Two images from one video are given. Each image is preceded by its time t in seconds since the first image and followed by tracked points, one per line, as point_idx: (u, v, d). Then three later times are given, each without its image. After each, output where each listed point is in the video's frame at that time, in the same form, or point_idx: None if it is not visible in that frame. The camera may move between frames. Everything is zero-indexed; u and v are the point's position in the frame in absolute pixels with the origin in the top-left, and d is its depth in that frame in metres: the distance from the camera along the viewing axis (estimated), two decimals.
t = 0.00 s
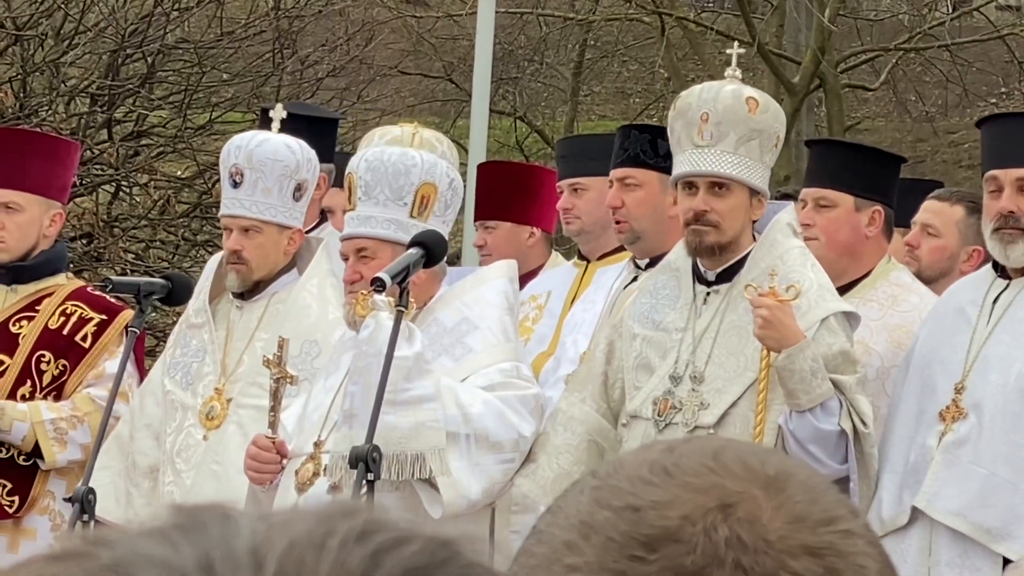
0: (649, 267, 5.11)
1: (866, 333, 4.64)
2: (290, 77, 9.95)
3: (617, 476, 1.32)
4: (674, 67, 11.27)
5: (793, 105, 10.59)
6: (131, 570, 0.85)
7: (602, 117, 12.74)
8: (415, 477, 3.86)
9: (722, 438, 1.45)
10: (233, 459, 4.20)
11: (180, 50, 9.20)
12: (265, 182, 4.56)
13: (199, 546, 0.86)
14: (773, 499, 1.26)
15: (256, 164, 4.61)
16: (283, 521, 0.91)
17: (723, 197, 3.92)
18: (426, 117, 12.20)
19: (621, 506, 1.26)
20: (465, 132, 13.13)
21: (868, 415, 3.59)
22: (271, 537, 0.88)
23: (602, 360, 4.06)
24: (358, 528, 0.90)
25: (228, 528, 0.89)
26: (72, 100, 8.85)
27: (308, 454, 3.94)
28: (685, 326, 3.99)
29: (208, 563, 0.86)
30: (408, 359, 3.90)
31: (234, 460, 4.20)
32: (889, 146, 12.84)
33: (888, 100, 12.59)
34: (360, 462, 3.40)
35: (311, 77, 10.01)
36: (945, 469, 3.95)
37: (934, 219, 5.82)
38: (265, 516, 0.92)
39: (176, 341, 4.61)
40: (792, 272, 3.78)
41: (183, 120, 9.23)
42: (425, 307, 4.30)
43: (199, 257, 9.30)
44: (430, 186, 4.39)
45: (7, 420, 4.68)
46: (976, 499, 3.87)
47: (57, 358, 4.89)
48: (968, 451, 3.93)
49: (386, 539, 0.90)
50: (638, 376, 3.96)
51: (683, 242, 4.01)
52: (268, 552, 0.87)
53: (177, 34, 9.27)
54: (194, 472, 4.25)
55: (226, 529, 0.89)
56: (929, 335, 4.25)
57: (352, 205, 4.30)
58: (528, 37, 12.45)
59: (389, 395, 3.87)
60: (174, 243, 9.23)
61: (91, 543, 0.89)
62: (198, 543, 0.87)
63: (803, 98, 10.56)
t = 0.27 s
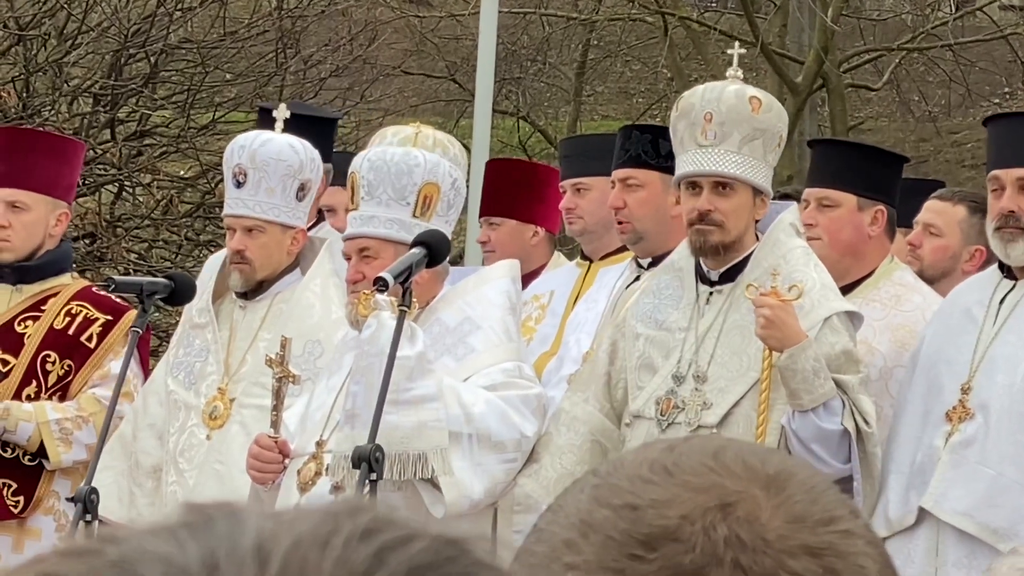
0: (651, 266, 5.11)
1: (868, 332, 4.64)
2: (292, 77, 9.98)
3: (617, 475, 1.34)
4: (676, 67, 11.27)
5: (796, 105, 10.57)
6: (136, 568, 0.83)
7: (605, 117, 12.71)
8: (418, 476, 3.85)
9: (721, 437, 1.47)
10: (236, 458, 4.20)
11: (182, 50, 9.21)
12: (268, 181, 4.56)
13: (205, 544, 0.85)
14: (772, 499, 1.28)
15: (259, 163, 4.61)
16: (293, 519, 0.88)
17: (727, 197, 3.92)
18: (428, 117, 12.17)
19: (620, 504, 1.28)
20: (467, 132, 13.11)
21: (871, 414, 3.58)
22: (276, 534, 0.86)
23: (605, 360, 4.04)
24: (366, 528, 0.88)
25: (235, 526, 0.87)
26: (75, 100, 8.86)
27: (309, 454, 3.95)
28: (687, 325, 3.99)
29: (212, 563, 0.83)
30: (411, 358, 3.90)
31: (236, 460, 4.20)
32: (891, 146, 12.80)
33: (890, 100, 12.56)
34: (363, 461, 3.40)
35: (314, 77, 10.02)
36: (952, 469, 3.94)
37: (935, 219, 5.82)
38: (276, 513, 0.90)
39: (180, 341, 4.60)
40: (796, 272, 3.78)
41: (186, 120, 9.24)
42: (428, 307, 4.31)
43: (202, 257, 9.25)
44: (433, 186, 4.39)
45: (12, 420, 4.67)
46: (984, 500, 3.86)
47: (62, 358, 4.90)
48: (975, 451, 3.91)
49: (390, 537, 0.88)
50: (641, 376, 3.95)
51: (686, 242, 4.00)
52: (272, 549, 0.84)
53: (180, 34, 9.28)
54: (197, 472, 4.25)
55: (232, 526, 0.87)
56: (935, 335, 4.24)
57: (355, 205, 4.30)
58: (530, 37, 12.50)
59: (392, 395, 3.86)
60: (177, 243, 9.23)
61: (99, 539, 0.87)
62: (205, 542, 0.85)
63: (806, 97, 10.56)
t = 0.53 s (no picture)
0: (653, 266, 5.12)
1: (868, 332, 4.66)
2: (296, 78, 9.93)
3: (617, 474, 1.34)
4: (678, 68, 11.30)
5: (797, 106, 10.60)
6: (120, 565, 0.81)
7: (607, 118, 12.73)
8: (420, 476, 3.85)
9: (721, 437, 1.47)
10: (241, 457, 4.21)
11: (186, 51, 9.23)
12: (272, 181, 4.56)
13: (188, 541, 0.83)
14: (772, 498, 1.29)
15: (263, 164, 4.62)
16: (275, 515, 0.87)
17: (727, 198, 3.93)
18: (430, 118, 12.18)
19: (619, 504, 1.28)
20: (469, 133, 13.14)
21: (870, 413, 3.59)
22: (260, 528, 0.85)
23: (607, 360, 4.05)
24: (348, 522, 0.86)
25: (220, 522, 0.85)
26: (79, 101, 8.88)
27: (311, 454, 3.95)
28: (688, 325, 4.00)
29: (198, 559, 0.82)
30: (413, 359, 3.87)
31: (240, 459, 4.20)
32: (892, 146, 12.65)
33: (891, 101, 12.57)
34: (365, 461, 3.41)
35: (317, 77, 10.05)
36: (958, 469, 3.94)
37: (936, 219, 5.82)
38: (260, 510, 0.88)
39: (184, 340, 4.59)
40: (795, 271, 3.79)
41: (189, 121, 9.26)
42: (431, 307, 4.32)
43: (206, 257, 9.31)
44: (435, 186, 4.41)
45: (17, 419, 4.68)
46: (990, 500, 3.86)
47: (68, 358, 4.90)
48: (981, 451, 3.91)
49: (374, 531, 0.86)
50: (642, 376, 3.97)
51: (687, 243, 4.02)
52: (255, 546, 0.83)
53: (184, 36, 9.31)
54: (200, 471, 4.25)
55: (216, 522, 0.85)
56: (940, 335, 4.23)
57: (358, 205, 4.31)
58: (533, 38, 12.59)
59: (395, 395, 3.85)
60: (180, 243, 9.25)
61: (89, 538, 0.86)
62: (188, 538, 0.84)
63: (807, 99, 10.59)
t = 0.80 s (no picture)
0: (653, 265, 5.16)
1: (864, 330, 4.71)
2: (300, 79, 10.02)
3: (615, 469, 1.35)
4: (676, 70, 11.35)
5: (794, 107, 10.65)
6: (122, 562, 0.83)
7: (607, 119, 12.78)
8: (424, 471, 3.95)
9: (716, 432, 1.49)
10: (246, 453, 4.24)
11: (192, 53, 9.28)
12: (278, 182, 4.60)
13: (185, 537, 0.85)
14: (768, 492, 1.30)
15: (269, 165, 4.65)
16: (268, 511, 0.89)
17: (722, 199, 3.98)
18: (432, 119, 12.24)
19: (619, 498, 1.29)
20: (471, 134, 13.19)
21: (864, 411, 3.64)
22: (254, 522, 0.87)
23: (606, 358, 4.11)
24: (338, 516, 0.89)
25: (214, 517, 0.88)
26: (86, 102, 8.93)
27: (315, 450, 4.00)
28: (686, 324, 4.05)
29: (195, 550, 0.84)
30: (417, 357, 4.01)
31: (245, 455, 4.23)
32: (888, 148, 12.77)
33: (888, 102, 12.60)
34: (367, 458, 3.47)
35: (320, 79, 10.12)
36: (958, 466, 3.98)
37: (932, 219, 5.88)
38: (249, 506, 0.90)
39: (190, 338, 4.61)
40: (791, 271, 3.84)
41: (195, 122, 9.31)
42: (433, 305, 4.36)
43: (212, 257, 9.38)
44: (437, 187, 4.46)
45: (26, 415, 4.73)
46: (989, 496, 3.89)
47: (76, 355, 4.95)
48: (980, 448, 3.95)
49: (365, 524, 0.89)
50: (641, 373, 4.02)
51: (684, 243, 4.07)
52: (251, 540, 0.86)
53: (190, 38, 9.38)
54: (207, 467, 4.28)
55: (211, 521, 0.87)
56: (938, 333, 4.27)
57: (361, 205, 4.36)
58: (534, 41, 12.72)
59: (398, 392, 3.96)
60: (186, 243, 9.33)
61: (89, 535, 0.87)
62: (185, 534, 0.86)
63: (804, 100, 10.64)
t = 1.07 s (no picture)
0: (652, 264, 5.24)
1: (858, 327, 4.79)
2: (308, 83, 10.12)
3: (613, 461, 1.39)
4: (675, 74, 11.43)
5: (789, 111, 10.77)
6: (131, 553, 0.76)
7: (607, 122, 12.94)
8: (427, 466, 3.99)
9: (712, 426, 1.53)
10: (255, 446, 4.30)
11: (203, 58, 9.37)
12: (286, 183, 4.66)
13: (196, 529, 0.78)
14: (763, 482, 1.34)
15: (277, 166, 4.72)
16: (280, 502, 0.82)
17: (716, 200, 4.07)
18: (435, 122, 12.38)
19: (617, 489, 1.33)
20: (474, 137, 13.33)
21: (857, 406, 3.73)
22: (267, 516, 0.80)
23: (605, 354, 4.21)
24: (350, 509, 0.82)
25: (227, 510, 0.80)
26: (100, 105, 9.03)
27: (322, 444, 4.09)
28: (683, 321, 4.14)
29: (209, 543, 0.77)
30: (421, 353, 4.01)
31: (254, 449, 4.29)
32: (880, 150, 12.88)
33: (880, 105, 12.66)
34: (373, 452, 3.57)
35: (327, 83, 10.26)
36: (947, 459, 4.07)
37: (924, 219, 5.97)
38: (258, 498, 0.84)
39: (200, 335, 4.69)
40: (785, 269, 3.94)
41: (205, 125, 9.42)
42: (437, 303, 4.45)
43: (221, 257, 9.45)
44: (441, 188, 4.56)
45: (38, 410, 4.82)
46: (977, 488, 3.98)
47: (87, 352, 5.04)
48: (969, 442, 4.04)
49: (378, 516, 0.82)
50: (639, 369, 4.12)
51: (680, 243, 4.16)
52: (262, 533, 0.78)
53: (200, 43, 9.47)
54: (217, 461, 4.34)
55: (225, 514, 0.80)
56: (930, 331, 4.36)
57: (367, 205, 4.46)
58: (535, 45, 12.47)
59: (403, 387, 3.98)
60: (196, 242, 9.38)
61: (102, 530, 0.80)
62: (196, 526, 0.78)
63: (798, 103, 10.76)
